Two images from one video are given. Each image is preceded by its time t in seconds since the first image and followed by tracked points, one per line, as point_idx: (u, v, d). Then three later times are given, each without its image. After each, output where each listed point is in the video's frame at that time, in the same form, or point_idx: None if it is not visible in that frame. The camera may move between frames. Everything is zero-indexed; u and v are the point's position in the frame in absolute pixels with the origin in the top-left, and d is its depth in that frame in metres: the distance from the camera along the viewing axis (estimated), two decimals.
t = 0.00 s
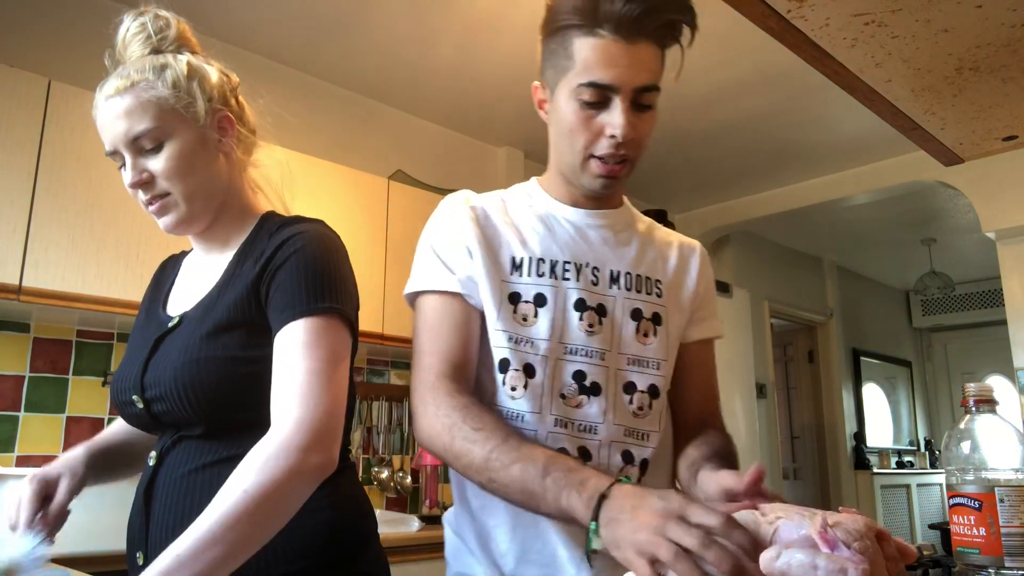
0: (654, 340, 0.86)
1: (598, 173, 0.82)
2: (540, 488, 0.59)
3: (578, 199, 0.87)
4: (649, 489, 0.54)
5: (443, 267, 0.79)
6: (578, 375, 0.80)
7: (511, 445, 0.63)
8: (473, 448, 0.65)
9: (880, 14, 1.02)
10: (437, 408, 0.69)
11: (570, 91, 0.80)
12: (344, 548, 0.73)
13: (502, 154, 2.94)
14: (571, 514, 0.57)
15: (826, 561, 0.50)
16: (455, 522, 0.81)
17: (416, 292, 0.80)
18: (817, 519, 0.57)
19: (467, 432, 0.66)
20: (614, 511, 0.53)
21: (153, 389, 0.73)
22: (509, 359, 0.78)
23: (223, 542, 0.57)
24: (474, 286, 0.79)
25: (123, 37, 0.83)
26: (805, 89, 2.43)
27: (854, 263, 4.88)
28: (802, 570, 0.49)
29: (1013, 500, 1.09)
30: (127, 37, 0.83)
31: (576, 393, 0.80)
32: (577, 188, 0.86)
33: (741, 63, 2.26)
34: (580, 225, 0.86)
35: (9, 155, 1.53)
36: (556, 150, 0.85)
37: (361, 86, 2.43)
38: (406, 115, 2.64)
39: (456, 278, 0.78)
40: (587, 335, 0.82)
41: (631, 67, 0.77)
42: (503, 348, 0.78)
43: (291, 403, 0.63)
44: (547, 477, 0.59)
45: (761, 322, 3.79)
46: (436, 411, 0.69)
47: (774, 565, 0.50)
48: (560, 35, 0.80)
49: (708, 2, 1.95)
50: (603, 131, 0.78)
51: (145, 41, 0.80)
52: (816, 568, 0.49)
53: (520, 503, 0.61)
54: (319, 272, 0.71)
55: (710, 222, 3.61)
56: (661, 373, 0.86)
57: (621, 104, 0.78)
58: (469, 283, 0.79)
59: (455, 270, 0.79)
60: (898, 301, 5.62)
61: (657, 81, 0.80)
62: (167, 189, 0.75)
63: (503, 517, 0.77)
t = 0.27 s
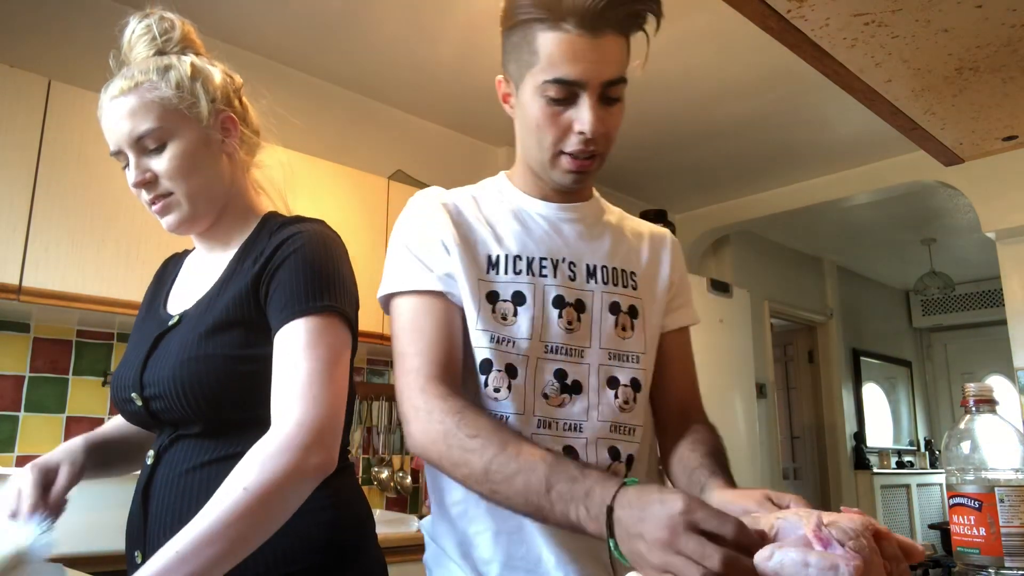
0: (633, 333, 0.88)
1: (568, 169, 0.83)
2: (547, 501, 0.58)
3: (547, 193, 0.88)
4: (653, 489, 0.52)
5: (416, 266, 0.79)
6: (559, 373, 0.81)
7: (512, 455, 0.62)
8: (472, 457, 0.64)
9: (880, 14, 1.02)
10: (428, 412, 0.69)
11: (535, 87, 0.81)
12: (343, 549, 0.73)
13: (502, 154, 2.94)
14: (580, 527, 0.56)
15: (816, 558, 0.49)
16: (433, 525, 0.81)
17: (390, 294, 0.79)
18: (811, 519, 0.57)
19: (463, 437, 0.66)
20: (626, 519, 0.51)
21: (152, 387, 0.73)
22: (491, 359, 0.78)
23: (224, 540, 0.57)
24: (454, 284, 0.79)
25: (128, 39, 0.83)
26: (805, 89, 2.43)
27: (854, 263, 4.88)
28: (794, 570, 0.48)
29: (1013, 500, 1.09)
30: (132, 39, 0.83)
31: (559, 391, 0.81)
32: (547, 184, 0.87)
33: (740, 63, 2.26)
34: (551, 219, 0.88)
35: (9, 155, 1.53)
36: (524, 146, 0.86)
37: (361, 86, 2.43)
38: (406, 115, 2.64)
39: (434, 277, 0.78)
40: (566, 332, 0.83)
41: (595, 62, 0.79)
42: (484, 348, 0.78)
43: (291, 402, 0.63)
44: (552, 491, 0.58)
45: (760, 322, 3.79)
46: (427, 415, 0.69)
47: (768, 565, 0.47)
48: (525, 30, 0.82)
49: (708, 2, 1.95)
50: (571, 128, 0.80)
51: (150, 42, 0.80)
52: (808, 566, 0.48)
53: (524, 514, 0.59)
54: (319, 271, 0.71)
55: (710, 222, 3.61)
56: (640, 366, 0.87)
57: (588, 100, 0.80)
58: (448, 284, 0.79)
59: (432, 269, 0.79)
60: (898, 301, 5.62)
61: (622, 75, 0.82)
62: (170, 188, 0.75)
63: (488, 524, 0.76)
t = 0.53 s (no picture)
0: (623, 330, 0.89)
1: (557, 168, 0.84)
2: (564, 490, 0.61)
3: (533, 189, 0.88)
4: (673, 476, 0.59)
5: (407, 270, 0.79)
6: (554, 371, 0.82)
7: (524, 455, 0.64)
8: (484, 462, 0.66)
9: (881, 14, 1.02)
10: (430, 417, 0.69)
11: (523, 86, 0.82)
12: (343, 548, 0.73)
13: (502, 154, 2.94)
14: (603, 511, 0.60)
15: (823, 561, 0.49)
16: (427, 528, 0.81)
17: (382, 301, 0.79)
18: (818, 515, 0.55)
19: (472, 446, 0.66)
20: (645, 502, 0.58)
21: (151, 386, 0.73)
22: (484, 361, 0.78)
23: (216, 534, 0.57)
24: (445, 291, 0.79)
25: (129, 40, 0.83)
26: (805, 89, 2.43)
27: (854, 263, 4.88)
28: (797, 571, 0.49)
29: (1013, 500, 1.09)
30: (133, 40, 0.83)
31: (555, 390, 0.81)
32: (534, 183, 0.88)
33: (740, 62, 2.26)
34: (539, 216, 0.88)
35: (9, 156, 1.53)
36: (511, 144, 0.87)
37: (361, 86, 2.43)
38: (406, 114, 2.64)
39: (423, 282, 0.78)
40: (559, 330, 0.83)
41: (583, 62, 0.80)
42: (476, 352, 0.78)
43: (287, 396, 0.63)
44: (570, 479, 0.62)
45: (760, 322, 3.79)
46: (428, 421, 0.69)
47: (771, 563, 0.50)
48: (514, 28, 0.82)
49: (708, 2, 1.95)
50: (559, 128, 0.81)
51: (151, 43, 0.80)
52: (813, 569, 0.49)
53: (541, 507, 0.62)
54: (317, 269, 0.71)
55: (710, 222, 3.61)
56: (632, 362, 0.89)
57: (576, 100, 0.81)
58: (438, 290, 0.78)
59: (424, 272, 0.79)
60: (898, 301, 5.62)
61: (609, 75, 0.83)
62: (170, 188, 0.75)
63: (484, 526, 0.76)
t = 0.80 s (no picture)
0: (622, 328, 0.89)
1: (552, 168, 0.84)
2: (576, 494, 0.59)
3: (529, 189, 0.88)
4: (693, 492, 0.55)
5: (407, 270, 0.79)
6: (551, 371, 0.82)
7: (536, 454, 0.62)
8: (496, 457, 0.64)
9: (881, 14, 1.02)
10: (443, 415, 0.69)
11: (517, 86, 0.82)
12: (342, 545, 0.73)
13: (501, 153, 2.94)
14: (613, 520, 0.57)
15: (856, 564, 0.50)
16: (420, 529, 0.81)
17: (384, 303, 0.80)
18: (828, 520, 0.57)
19: (486, 442, 0.65)
20: (662, 513, 0.54)
21: (151, 385, 0.73)
22: (486, 357, 0.77)
23: (210, 525, 0.57)
24: (445, 285, 0.79)
25: (128, 41, 0.83)
26: (805, 89, 2.43)
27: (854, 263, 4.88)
28: None
29: (1013, 500, 1.09)
30: (132, 41, 0.83)
31: (552, 389, 0.82)
32: (529, 182, 0.88)
33: (740, 62, 2.26)
34: (534, 215, 0.88)
35: (9, 156, 1.53)
36: (506, 144, 0.87)
37: (361, 86, 2.43)
38: (406, 114, 2.64)
39: (424, 278, 0.79)
40: (556, 329, 0.84)
41: (577, 61, 0.80)
42: (479, 348, 0.77)
43: (282, 389, 0.63)
44: (583, 483, 0.59)
45: (760, 322, 3.79)
46: (443, 420, 0.69)
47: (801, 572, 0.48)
48: (507, 29, 0.82)
49: (708, 2, 1.95)
50: (554, 128, 0.81)
51: (149, 43, 0.80)
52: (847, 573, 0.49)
53: (553, 511, 0.60)
54: (315, 265, 0.71)
55: (710, 222, 3.61)
56: (632, 359, 0.89)
57: (570, 100, 0.81)
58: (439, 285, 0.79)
59: (422, 270, 0.79)
60: (898, 301, 5.62)
61: (604, 74, 0.83)
62: (169, 187, 0.75)
63: (481, 530, 0.76)
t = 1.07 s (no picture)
0: (620, 326, 0.89)
1: (553, 168, 0.84)
2: (546, 462, 0.58)
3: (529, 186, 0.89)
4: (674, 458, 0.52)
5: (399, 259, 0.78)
6: (547, 367, 0.82)
7: (507, 426, 0.62)
8: (467, 434, 0.63)
9: (881, 14, 1.02)
10: (413, 397, 0.68)
11: (516, 86, 0.82)
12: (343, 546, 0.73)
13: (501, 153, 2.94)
14: (586, 483, 0.56)
15: (837, 560, 0.52)
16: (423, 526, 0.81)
17: (372, 289, 0.78)
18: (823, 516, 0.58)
19: (456, 419, 0.64)
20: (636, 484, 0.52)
21: (151, 385, 0.73)
22: (483, 350, 0.78)
23: (204, 519, 0.57)
24: (438, 274, 0.78)
25: (127, 40, 0.83)
26: (805, 88, 2.43)
27: (854, 263, 4.88)
28: (811, 569, 0.50)
29: (1013, 500, 1.09)
30: (131, 40, 0.83)
31: (548, 385, 0.82)
32: (530, 182, 0.88)
33: (740, 62, 2.26)
34: (535, 211, 0.88)
35: (9, 156, 1.53)
36: (506, 145, 0.87)
37: (361, 86, 2.43)
38: (406, 114, 2.64)
39: (416, 267, 0.78)
40: (554, 326, 0.84)
41: (576, 59, 0.80)
42: (473, 340, 0.77)
43: (278, 385, 0.63)
44: (552, 450, 0.58)
45: (760, 322, 3.79)
46: (412, 401, 0.68)
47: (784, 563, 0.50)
48: (505, 29, 0.83)
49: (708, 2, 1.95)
50: (555, 126, 0.81)
51: (148, 43, 0.80)
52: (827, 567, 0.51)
53: (525, 482, 0.59)
54: (312, 263, 0.71)
55: (710, 222, 3.61)
56: (628, 358, 0.89)
57: (570, 97, 0.81)
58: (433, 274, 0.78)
59: (415, 260, 0.78)
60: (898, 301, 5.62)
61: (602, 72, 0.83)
62: (168, 186, 0.75)
63: (481, 530, 0.76)
